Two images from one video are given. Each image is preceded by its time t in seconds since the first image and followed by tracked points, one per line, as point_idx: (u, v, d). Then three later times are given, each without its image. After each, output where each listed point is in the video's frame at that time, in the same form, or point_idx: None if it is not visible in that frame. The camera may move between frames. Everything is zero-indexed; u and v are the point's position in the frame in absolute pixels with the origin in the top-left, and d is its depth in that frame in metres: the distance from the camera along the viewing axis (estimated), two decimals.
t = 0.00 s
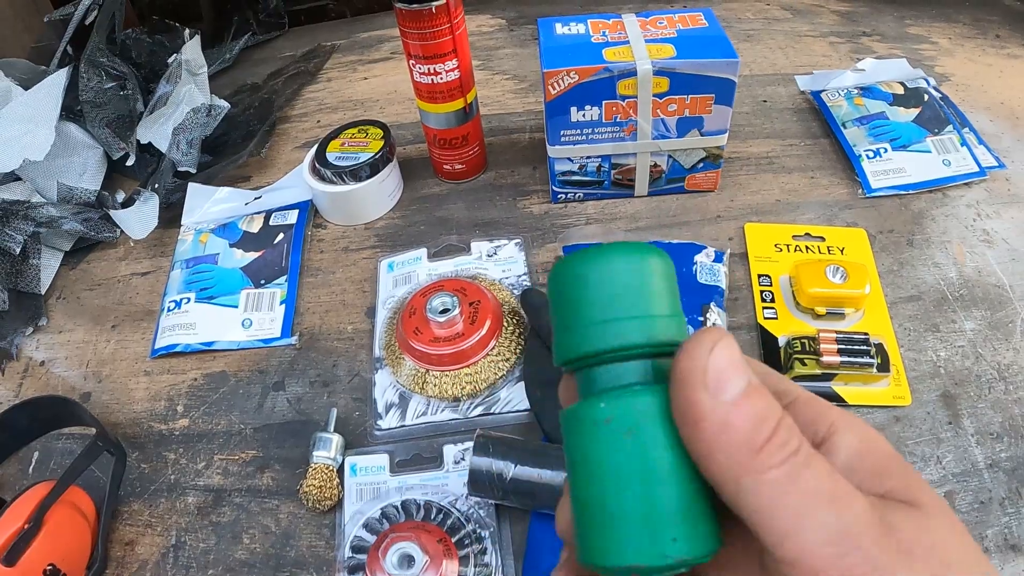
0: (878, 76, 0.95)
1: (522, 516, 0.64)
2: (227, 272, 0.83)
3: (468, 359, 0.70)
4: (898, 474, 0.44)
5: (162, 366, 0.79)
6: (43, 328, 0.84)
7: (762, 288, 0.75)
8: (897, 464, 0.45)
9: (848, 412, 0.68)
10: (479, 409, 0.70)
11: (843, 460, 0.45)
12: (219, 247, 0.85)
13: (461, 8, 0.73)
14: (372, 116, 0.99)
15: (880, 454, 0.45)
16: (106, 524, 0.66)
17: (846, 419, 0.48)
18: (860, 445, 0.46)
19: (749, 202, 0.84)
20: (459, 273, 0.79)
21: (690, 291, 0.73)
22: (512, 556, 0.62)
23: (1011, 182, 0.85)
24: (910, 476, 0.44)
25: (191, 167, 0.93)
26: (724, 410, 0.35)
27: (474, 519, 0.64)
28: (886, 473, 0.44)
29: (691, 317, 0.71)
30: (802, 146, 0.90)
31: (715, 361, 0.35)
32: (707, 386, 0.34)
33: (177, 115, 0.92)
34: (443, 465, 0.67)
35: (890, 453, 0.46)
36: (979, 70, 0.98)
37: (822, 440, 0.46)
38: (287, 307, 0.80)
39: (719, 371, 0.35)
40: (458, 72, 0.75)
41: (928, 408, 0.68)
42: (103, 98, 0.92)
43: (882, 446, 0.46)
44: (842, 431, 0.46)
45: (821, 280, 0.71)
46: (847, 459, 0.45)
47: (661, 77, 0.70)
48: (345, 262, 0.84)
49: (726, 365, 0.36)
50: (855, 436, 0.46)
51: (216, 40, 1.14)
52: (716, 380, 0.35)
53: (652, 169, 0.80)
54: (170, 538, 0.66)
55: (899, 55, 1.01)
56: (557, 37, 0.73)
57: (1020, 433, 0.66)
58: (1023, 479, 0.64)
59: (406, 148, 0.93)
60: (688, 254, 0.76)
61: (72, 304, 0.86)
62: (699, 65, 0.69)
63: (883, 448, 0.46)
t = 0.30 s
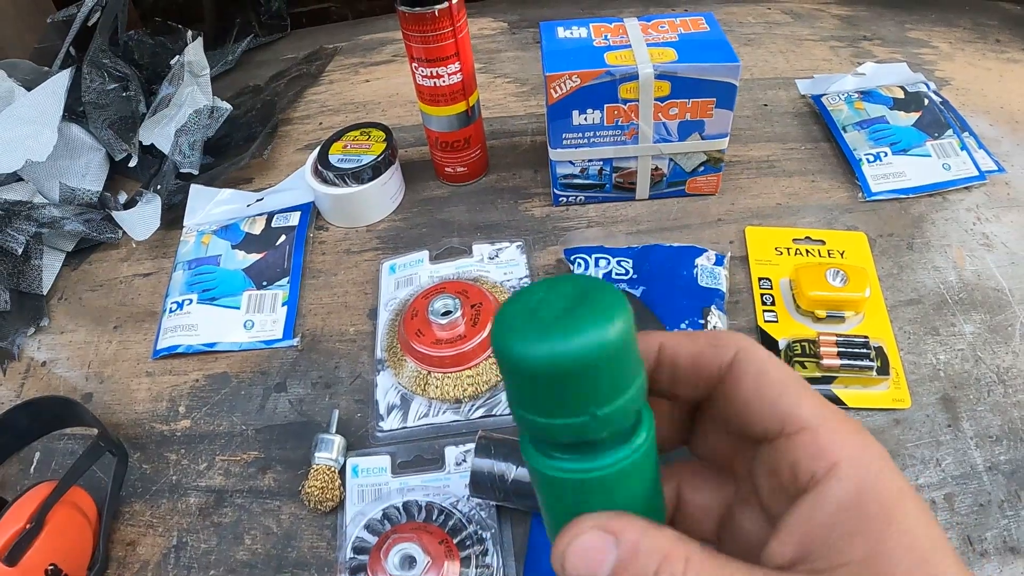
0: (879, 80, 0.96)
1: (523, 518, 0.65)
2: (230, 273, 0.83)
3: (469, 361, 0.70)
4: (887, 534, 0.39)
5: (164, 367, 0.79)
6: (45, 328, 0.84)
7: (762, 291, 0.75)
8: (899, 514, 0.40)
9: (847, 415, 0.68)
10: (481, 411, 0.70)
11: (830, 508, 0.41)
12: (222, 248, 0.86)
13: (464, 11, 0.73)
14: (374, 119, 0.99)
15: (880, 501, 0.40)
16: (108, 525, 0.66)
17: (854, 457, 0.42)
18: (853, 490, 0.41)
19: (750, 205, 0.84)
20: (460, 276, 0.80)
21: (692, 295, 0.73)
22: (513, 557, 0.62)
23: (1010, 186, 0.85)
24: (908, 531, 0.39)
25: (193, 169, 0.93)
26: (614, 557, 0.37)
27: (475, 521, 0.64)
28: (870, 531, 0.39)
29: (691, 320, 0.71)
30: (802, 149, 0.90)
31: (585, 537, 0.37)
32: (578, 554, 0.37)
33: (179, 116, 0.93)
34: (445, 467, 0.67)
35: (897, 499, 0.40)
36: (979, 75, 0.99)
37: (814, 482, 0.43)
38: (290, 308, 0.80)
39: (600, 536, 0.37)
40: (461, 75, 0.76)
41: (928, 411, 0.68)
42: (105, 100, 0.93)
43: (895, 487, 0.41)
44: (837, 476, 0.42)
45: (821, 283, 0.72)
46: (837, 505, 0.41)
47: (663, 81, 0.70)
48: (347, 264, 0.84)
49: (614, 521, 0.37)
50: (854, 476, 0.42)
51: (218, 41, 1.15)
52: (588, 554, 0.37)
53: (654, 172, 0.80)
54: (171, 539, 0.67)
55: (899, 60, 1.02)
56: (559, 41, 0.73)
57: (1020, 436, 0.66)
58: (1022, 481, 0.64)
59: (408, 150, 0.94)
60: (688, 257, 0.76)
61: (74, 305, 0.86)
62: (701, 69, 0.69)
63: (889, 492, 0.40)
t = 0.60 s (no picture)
0: (882, 80, 0.96)
1: (525, 517, 0.65)
2: (233, 273, 0.83)
3: (473, 361, 0.70)
4: (886, 533, 0.38)
5: (167, 367, 0.79)
6: (48, 328, 0.84)
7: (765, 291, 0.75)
8: (904, 511, 0.38)
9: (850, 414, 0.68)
10: (484, 411, 0.70)
11: (834, 497, 0.40)
12: (225, 248, 0.86)
13: (467, 12, 0.73)
14: (377, 119, 0.99)
15: (887, 497, 0.39)
16: (111, 524, 0.67)
17: (871, 446, 0.40)
18: (860, 481, 0.39)
19: (752, 205, 0.84)
20: (463, 275, 0.80)
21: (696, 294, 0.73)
22: (516, 557, 0.63)
23: (1012, 186, 0.85)
24: (909, 532, 0.38)
25: (196, 169, 0.92)
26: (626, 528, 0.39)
27: (478, 520, 0.64)
28: (869, 529, 0.38)
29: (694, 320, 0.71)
30: (804, 150, 0.90)
31: (600, 506, 0.39)
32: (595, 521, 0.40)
33: (183, 116, 0.94)
34: (447, 466, 0.67)
35: (905, 496, 0.39)
36: (982, 75, 0.99)
37: (824, 466, 0.41)
38: (293, 308, 0.80)
39: (613, 510, 0.39)
40: (464, 76, 0.76)
41: (930, 410, 0.68)
42: (108, 100, 0.93)
43: (906, 482, 0.39)
44: (847, 467, 0.40)
45: (824, 283, 0.72)
46: (841, 496, 0.39)
47: (665, 81, 0.70)
48: (350, 263, 0.85)
49: (626, 497, 0.38)
50: (866, 467, 0.40)
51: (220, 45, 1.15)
52: (605, 524, 0.39)
53: (656, 173, 0.80)
54: (175, 538, 0.67)
55: (901, 60, 1.02)
56: (562, 41, 0.74)
57: (1022, 436, 0.67)
58: None
59: (410, 151, 0.94)
60: (691, 257, 0.76)
61: (77, 304, 0.87)
62: (703, 70, 0.69)
63: (898, 489, 0.39)
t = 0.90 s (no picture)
0: (878, 77, 0.96)
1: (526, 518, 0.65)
2: (231, 277, 0.83)
3: (471, 362, 0.71)
4: (916, 517, 0.37)
5: (166, 370, 0.79)
6: (47, 333, 0.84)
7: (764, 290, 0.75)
8: (937, 492, 0.37)
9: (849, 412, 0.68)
10: (483, 412, 0.70)
11: (863, 475, 0.39)
12: (223, 252, 0.86)
13: (463, 13, 0.73)
14: (374, 121, 1.00)
15: (917, 475, 0.38)
16: (112, 528, 0.67)
17: (896, 421, 0.40)
18: (888, 458, 0.39)
19: (750, 204, 0.84)
20: (461, 277, 0.80)
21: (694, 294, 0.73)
22: (516, 557, 0.63)
23: (1010, 182, 0.85)
24: (944, 517, 0.36)
25: (193, 172, 0.92)
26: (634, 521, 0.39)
27: (479, 521, 0.64)
28: (898, 514, 0.37)
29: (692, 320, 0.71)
30: (802, 148, 0.90)
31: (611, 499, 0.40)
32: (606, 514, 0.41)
33: (180, 120, 0.94)
34: (447, 467, 0.67)
35: (937, 477, 0.37)
36: (978, 71, 0.99)
37: (851, 444, 0.41)
38: (291, 311, 0.80)
39: (623, 503, 0.39)
40: (460, 77, 0.76)
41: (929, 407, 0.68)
42: (105, 104, 0.93)
43: (938, 461, 0.38)
44: (875, 442, 0.39)
45: (822, 281, 0.72)
46: (870, 473, 0.39)
47: (662, 81, 0.70)
48: (348, 265, 0.85)
49: (636, 489, 0.39)
50: (894, 442, 0.39)
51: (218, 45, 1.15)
52: (615, 517, 0.40)
53: (654, 172, 0.80)
54: (175, 542, 0.67)
55: (898, 57, 1.02)
56: (558, 42, 0.74)
57: (1021, 432, 0.67)
58: None
59: (408, 152, 0.94)
60: (689, 256, 0.76)
61: (76, 309, 0.87)
62: (699, 69, 0.69)
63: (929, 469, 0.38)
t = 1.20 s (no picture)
0: (874, 74, 0.96)
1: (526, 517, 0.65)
2: (227, 280, 0.83)
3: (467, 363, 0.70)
4: (946, 488, 0.37)
5: (163, 374, 0.79)
6: (44, 337, 0.84)
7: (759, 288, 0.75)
8: (967, 464, 0.38)
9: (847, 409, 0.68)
10: (478, 413, 0.70)
11: (896, 439, 0.39)
12: (219, 255, 0.86)
13: (456, 14, 0.73)
14: (370, 122, 1.00)
15: (950, 444, 0.38)
16: (109, 532, 0.66)
17: (928, 384, 0.40)
18: (922, 423, 0.39)
19: (745, 202, 0.84)
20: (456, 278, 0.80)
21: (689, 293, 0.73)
22: (513, 559, 0.62)
23: (1006, 178, 0.85)
24: (971, 489, 0.37)
25: (189, 176, 0.93)
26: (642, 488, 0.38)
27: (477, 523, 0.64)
28: (928, 484, 0.38)
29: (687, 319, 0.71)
30: (797, 145, 0.90)
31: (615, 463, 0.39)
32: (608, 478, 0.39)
33: (174, 124, 0.94)
34: (443, 468, 0.67)
35: (969, 449, 0.38)
36: (974, 67, 0.99)
37: (882, 407, 0.41)
38: (287, 313, 0.80)
39: (629, 466, 0.38)
40: (454, 78, 0.76)
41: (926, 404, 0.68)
42: (101, 108, 0.92)
43: (970, 429, 0.39)
44: (909, 404, 0.40)
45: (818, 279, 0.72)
46: (904, 438, 0.39)
47: (655, 79, 0.70)
48: (344, 267, 0.85)
49: (644, 452, 0.38)
50: (927, 405, 0.39)
51: (215, 48, 1.16)
52: (617, 477, 0.39)
53: (648, 171, 0.80)
54: (173, 545, 0.67)
55: (893, 54, 1.01)
56: (551, 41, 0.73)
57: (1019, 429, 0.66)
58: (1022, 474, 0.64)
59: (403, 153, 0.94)
60: (684, 255, 0.76)
61: (73, 313, 0.87)
62: (692, 67, 0.69)
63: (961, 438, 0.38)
